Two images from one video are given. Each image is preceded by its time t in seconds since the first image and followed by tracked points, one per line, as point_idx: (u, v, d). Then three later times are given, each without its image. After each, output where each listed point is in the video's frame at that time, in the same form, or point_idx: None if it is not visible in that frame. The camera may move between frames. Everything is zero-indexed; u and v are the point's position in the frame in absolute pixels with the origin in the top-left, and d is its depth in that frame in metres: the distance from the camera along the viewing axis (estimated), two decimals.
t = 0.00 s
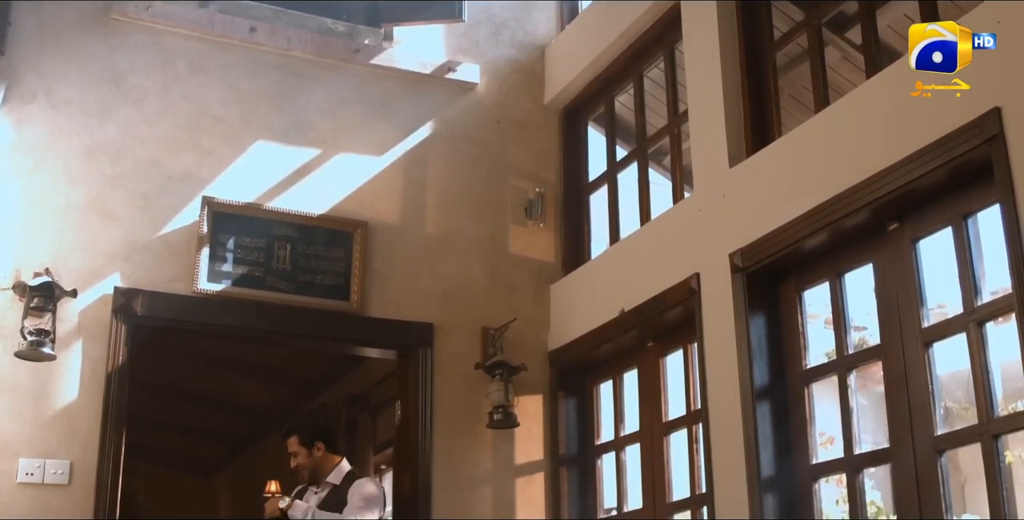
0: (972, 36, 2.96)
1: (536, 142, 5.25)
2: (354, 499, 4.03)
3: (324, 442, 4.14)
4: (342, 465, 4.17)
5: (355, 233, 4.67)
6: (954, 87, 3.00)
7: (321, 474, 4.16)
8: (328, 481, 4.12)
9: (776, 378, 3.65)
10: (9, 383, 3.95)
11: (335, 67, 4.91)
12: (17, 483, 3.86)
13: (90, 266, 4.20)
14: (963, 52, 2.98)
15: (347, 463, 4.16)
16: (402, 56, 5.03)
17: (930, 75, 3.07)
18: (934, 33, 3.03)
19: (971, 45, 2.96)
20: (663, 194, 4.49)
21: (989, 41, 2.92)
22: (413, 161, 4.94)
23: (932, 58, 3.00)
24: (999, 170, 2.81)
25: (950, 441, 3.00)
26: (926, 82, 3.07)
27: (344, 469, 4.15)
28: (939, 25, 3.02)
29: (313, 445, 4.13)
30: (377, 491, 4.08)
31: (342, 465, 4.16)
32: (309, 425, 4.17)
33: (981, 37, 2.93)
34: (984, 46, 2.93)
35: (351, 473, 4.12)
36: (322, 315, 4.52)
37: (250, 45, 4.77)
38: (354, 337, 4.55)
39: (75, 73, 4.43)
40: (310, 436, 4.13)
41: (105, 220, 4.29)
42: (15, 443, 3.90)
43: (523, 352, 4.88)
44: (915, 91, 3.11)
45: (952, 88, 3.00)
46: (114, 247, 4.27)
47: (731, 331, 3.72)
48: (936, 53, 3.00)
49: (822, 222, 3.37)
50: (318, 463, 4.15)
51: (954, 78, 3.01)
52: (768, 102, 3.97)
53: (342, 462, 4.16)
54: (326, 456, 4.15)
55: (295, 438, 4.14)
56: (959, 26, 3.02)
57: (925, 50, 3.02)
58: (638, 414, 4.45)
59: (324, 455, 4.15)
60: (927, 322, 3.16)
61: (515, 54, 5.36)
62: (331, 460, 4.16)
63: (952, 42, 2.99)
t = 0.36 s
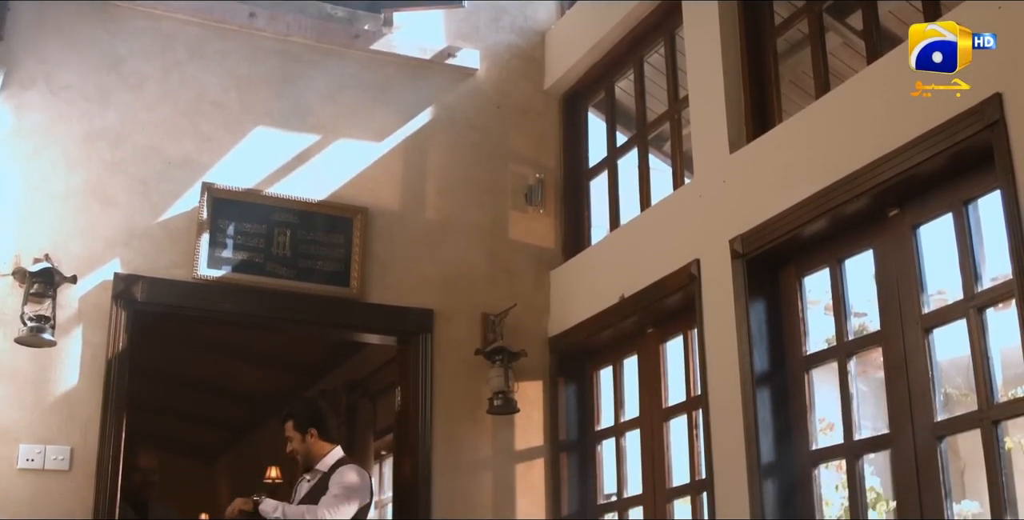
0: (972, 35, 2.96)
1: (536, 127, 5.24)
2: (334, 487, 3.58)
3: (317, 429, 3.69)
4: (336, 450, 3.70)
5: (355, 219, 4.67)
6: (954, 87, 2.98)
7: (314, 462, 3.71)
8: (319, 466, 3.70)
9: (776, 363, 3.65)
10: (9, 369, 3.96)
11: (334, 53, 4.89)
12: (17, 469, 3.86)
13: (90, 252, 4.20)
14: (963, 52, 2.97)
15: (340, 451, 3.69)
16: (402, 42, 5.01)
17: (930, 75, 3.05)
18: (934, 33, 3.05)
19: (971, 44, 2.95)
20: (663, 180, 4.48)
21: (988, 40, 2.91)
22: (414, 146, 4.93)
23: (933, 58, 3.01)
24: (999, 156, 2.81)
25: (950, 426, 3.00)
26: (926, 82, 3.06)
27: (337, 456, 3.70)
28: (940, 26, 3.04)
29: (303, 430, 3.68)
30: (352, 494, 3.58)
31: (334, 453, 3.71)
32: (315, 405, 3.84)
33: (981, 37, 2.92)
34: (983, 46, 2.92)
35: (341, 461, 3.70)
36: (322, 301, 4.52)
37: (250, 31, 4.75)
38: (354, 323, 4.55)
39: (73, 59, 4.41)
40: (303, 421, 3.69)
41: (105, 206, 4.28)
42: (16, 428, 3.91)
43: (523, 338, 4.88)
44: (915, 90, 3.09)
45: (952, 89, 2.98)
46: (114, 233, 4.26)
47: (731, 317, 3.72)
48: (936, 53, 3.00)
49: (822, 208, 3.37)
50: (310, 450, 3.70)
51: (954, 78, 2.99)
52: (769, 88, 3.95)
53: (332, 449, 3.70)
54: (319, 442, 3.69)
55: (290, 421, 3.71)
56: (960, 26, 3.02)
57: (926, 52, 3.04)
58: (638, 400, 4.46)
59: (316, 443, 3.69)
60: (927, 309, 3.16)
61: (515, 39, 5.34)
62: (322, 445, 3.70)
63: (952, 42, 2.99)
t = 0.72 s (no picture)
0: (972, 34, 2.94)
1: (535, 113, 5.23)
2: (305, 474, 4.66)
3: (300, 419, 4.91)
4: (315, 442, 4.79)
5: (355, 205, 4.66)
6: (953, 87, 2.97)
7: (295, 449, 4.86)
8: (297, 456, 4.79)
9: (776, 349, 3.65)
10: (10, 355, 3.96)
11: (334, 38, 4.88)
12: (18, 454, 3.87)
13: (90, 238, 4.19)
14: (963, 51, 2.96)
15: (318, 442, 4.78)
16: (402, 27, 4.99)
17: (930, 75, 3.04)
18: (934, 33, 3.04)
19: (972, 44, 2.93)
20: (663, 166, 4.47)
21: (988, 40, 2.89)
22: (413, 132, 4.91)
23: (932, 58, 3.00)
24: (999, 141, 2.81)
25: (950, 412, 3.01)
26: (926, 82, 3.04)
27: (316, 445, 4.79)
28: (940, 25, 3.02)
29: (288, 422, 4.88)
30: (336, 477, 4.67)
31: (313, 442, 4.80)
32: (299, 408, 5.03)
33: (981, 37, 2.91)
34: (984, 46, 2.90)
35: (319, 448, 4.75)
36: (323, 287, 4.52)
37: (249, 16, 4.74)
38: (353, 309, 4.55)
39: (72, 44, 4.40)
40: (287, 414, 4.91)
41: (105, 192, 4.27)
42: (16, 414, 3.91)
43: (523, 324, 4.88)
44: (915, 90, 3.08)
45: (952, 88, 2.97)
46: (114, 219, 4.26)
47: (731, 302, 3.72)
48: (936, 53, 2.99)
49: (822, 194, 3.36)
50: (294, 438, 4.87)
51: (954, 78, 2.98)
52: (770, 74, 3.94)
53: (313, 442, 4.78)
54: (304, 432, 4.87)
55: (276, 415, 4.92)
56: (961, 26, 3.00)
57: (926, 52, 3.03)
58: (638, 386, 4.46)
59: (299, 432, 4.86)
60: (927, 295, 3.16)
61: (515, 25, 5.32)
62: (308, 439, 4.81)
63: (952, 42, 2.98)
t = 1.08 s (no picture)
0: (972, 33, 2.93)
1: (536, 100, 5.22)
2: (283, 457, 4.95)
3: (290, 409, 5.09)
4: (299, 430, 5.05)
5: (355, 192, 4.65)
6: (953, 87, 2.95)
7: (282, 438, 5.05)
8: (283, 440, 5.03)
9: (776, 336, 3.65)
10: (10, 342, 3.96)
11: (333, 26, 4.86)
12: (19, 441, 3.87)
13: (90, 225, 4.19)
14: (963, 52, 2.95)
15: (301, 430, 5.05)
16: (401, 14, 4.98)
17: (930, 75, 3.03)
18: (934, 33, 3.03)
19: (972, 45, 2.92)
20: (664, 153, 4.47)
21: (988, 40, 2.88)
22: (413, 119, 4.91)
23: (932, 58, 3.00)
24: (1000, 129, 2.81)
25: (950, 400, 3.00)
26: (927, 82, 3.03)
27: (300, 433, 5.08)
28: (940, 25, 3.01)
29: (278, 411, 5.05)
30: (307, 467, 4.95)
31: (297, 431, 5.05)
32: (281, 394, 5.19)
33: (981, 37, 2.90)
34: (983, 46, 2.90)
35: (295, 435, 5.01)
36: (322, 274, 4.52)
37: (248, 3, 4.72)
38: (352, 296, 4.54)
39: (71, 31, 4.38)
40: (276, 404, 5.08)
41: (104, 179, 4.27)
42: (16, 401, 3.91)
43: (523, 311, 4.88)
44: (915, 91, 3.07)
45: (952, 88, 2.95)
46: (114, 207, 4.25)
47: (731, 290, 3.72)
48: (936, 53, 2.99)
49: (822, 182, 3.36)
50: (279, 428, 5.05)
51: (954, 78, 2.97)
52: (771, 61, 3.93)
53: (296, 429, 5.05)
54: (291, 421, 5.07)
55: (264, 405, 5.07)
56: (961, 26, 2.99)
57: (926, 52, 3.02)
58: (638, 373, 4.46)
59: (286, 421, 5.06)
60: (927, 282, 3.15)
61: (515, 11, 5.30)
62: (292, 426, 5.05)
63: (951, 42, 2.96)
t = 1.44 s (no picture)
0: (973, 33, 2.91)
1: (536, 85, 5.20)
2: (280, 443, 4.91)
3: (288, 395, 5.05)
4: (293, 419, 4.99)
5: (355, 177, 4.65)
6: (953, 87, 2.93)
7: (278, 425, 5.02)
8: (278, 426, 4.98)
9: (776, 322, 3.65)
10: (10, 327, 3.96)
11: (333, 10, 4.85)
12: (19, 427, 3.87)
13: (90, 211, 4.18)
14: (963, 53, 2.92)
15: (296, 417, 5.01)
16: None
17: (930, 75, 3.00)
18: (934, 33, 3.00)
19: (972, 45, 2.90)
20: (664, 138, 4.46)
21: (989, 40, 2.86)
22: (413, 104, 4.89)
23: (932, 58, 2.97)
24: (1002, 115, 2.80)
25: (949, 386, 3.00)
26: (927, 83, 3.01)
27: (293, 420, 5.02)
28: (940, 25, 2.99)
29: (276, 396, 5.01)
30: (304, 454, 4.91)
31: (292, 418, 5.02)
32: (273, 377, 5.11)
33: (981, 37, 2.88)
34: (983, 47, 2.88)
35: (291, 423, 4.96)
36: (323, 260, 4.52)
37: None
38: (353, 281, 4.54)
39: (70, 16, 4.37)
40: (276, 389, 5.05)
41: (104, 164, 4.26)
42: (16, 386, 3.92)
43: (523, 296, 4.88)
44: (915, 91, 3.05)
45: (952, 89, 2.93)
46: (114, 192, 4.25)
47: (731, 276, 3.72)
48: (936, 53, 2.96)
49: (823, 167, 3.35)
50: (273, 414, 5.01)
51: (954, 78, 2.94)
52: (771, 46, 3.92)
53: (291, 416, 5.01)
54: (287, 407, 5.04)
55: (262, 390, 5.04)
56: (960, 26, 2.96)
57: (926, 51, 2.99)
58: (638, 358, 4.47)
59: (283, 407, 5.03)
60: (927, 268, 3.15)
61: None
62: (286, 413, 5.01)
63: (952, 42, 2.94)
